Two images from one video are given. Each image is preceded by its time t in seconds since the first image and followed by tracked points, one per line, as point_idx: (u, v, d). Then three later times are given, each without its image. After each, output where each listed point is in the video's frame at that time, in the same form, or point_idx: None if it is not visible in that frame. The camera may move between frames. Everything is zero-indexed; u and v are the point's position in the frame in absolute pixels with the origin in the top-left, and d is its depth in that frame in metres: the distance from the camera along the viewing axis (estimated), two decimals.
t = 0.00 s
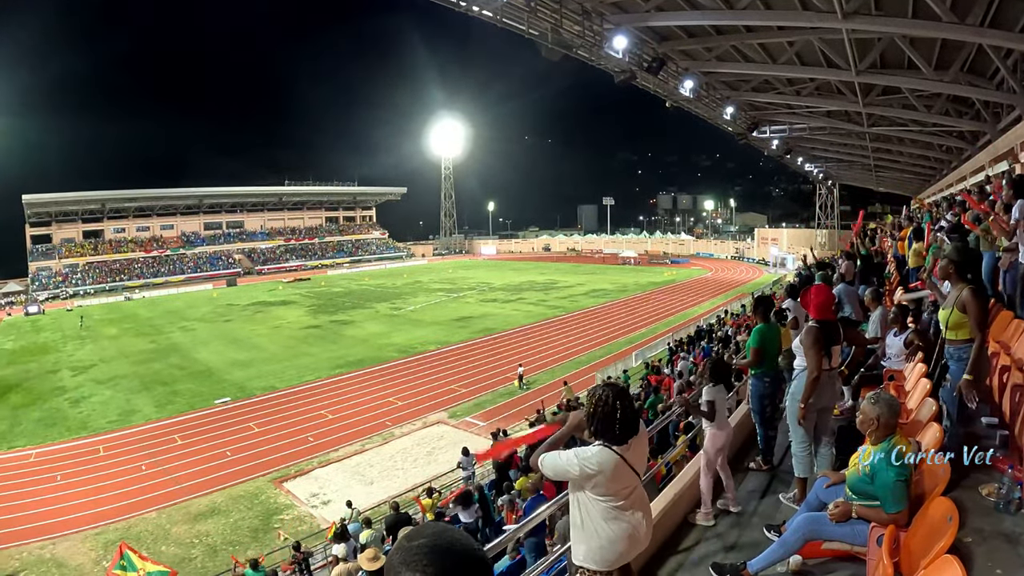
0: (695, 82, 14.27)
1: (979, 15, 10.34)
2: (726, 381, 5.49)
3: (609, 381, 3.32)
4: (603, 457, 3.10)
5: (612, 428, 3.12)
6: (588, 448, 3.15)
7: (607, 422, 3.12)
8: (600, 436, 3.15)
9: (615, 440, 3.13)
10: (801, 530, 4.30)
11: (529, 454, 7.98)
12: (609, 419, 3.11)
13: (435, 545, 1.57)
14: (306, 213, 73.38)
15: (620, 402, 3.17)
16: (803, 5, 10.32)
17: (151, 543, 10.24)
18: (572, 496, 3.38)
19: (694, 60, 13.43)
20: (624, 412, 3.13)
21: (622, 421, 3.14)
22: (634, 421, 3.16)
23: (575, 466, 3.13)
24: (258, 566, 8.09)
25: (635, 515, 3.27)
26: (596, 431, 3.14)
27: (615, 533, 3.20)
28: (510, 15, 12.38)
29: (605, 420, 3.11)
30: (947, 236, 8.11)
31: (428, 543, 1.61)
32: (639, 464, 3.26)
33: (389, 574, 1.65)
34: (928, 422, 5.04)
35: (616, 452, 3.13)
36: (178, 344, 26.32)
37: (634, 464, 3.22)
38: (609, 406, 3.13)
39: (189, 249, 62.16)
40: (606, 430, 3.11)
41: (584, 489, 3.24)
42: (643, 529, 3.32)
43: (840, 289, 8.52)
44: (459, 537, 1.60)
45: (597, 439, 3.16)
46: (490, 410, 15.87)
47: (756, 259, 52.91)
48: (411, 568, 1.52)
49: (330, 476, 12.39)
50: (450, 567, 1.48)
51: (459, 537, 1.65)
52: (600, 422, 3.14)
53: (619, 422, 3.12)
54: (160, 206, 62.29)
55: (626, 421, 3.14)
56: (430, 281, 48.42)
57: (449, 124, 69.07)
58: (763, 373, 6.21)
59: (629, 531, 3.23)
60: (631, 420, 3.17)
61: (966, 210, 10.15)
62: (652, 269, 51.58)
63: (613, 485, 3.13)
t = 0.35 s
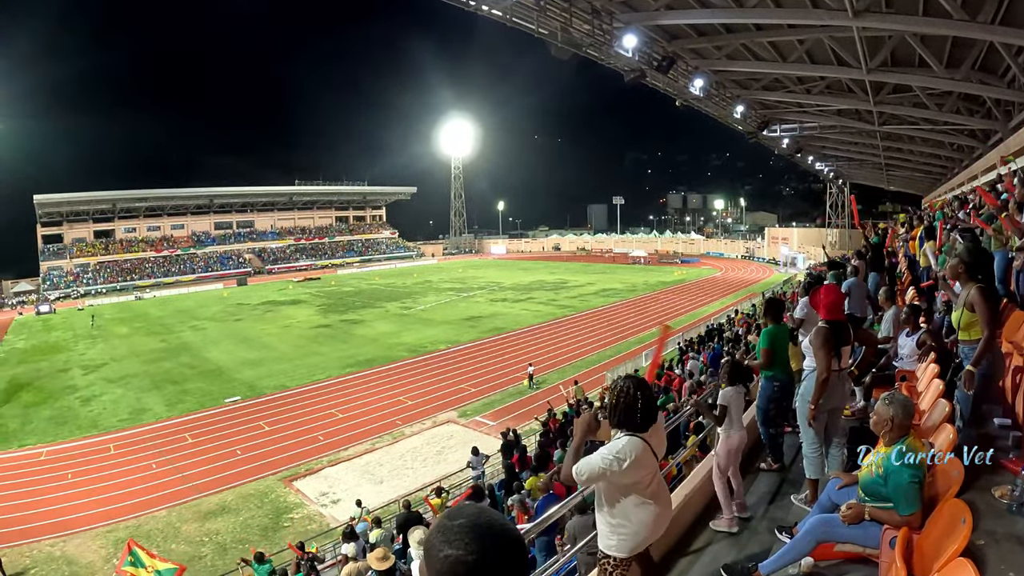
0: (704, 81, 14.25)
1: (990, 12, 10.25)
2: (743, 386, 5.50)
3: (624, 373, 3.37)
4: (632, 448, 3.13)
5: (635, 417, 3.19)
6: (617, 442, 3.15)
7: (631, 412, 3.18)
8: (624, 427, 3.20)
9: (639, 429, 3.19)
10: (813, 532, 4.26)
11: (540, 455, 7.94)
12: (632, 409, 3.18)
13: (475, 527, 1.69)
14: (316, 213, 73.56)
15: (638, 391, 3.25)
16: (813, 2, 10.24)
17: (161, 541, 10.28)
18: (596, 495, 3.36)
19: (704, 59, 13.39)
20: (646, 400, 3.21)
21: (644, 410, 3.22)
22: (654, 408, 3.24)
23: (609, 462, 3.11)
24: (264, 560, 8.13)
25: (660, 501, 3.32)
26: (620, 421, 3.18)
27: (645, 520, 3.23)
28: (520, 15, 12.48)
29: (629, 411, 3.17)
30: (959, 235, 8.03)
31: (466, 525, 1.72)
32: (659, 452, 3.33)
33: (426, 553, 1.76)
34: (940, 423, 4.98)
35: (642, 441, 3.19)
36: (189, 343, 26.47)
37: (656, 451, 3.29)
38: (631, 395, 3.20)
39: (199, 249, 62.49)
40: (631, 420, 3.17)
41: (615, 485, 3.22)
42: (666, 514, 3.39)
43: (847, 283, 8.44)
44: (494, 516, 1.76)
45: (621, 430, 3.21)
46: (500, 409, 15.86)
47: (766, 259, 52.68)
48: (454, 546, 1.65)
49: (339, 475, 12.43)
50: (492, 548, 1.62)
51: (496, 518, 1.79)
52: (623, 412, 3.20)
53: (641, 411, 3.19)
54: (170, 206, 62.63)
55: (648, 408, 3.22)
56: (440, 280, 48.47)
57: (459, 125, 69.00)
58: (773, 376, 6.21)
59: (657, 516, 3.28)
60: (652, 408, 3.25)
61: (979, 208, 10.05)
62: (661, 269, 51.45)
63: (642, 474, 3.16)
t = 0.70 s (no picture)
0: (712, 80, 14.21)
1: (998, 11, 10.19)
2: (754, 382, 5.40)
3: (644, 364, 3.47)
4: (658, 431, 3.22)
5: (659, 403, 3.28)
6: (643, 427, 3.23)
7: (655, 398, 3.27)
8: (648, 413, 3.28)
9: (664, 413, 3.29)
10: (820, 533, 4.30)
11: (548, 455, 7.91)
12: (657, 395, 3.27)
13: (486, 515, 1.73)
14: (323, 212, 73.74)
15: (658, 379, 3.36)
16: (821, 1, 10.17)
17: (169, 540, 10.32)
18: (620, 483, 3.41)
19: (712, 58, 13.33)
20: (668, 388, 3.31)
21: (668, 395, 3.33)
22: (675, 393, 3.36)
23: (639, 447, 3.20)
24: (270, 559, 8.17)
25: (682, 486, 3.40)
26: (646, 408, 3.26)
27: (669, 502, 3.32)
28: (527, 14, 12.49)
29: (655, 397, 3.26)
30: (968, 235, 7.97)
31: (478, 511, 1.76)
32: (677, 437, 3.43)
33: (442, 541, 1.78)
34: (949, 425, 4.93)
35: (667, 425, 3.28)
36: (196, 343, 26.55)
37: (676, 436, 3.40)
38: (655, 383, 3.29)
39: (207, 248, 62.71)
40: (657, 405, 3.24)
41: (645, 473, 3.28)
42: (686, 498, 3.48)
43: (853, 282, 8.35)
44: (502, 502, 1.80)
45: (646, 415, 3.29)
46: (507, 409, 15.85)
47: (774, 258, 52.51)
48: (467, 532, 1.68)
49: (347, 474, 12.44)
50: (503, 534, 1.68)
51: (508, 510, 1.82)
52: (648, 400, 3.28)
53: (664, 397, 3.30)
54: (178, 206, 62.88)
55: (669, 395, 3.34)
56: (447, 279, 48.48)
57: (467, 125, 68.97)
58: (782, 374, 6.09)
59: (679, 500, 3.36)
60: (672, 393, 3.36)
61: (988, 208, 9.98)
62: (668, 269, 51.36)
63: (667, 457, 3.26)
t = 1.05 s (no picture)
0: (721, 79, 14.14)
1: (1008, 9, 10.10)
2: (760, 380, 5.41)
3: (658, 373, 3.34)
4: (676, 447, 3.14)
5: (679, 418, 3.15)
6: (661, 443, 3.14)
7: (677, 413, 3.13)
8: (666, 427, 3.16)
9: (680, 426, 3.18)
10: (828, 534, 4.28)
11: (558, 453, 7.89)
12: (679, 410, 3.12)
13: (460, 513, 1.78)
14: (332, 212, 73.92)
15: (673, 389, 3.23)
16: (829, 0, 10.14)
17: (177, 538, 10.37)
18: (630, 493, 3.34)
19: (721, 57, 13.26)
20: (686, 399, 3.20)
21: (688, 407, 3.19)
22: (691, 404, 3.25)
23: (657, 463, 3.15)
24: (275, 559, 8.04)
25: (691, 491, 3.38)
26: (667, 424, 3.13)
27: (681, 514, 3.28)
28: (535, 14, 12.56)
29: (678, 413, 3.11)
30: (980, 234, 7.91)
31: (454, 511, 1.79)
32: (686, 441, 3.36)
33: (417, 544, 1.80)
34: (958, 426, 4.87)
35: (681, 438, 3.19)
36: (205, 342, 26.66)
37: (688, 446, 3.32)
38: (676, 396, 3.15)
39: (216, 248, 62.93)
40: (679, 421, 3.11)
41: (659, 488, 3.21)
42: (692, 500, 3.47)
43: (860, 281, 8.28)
44: (476, 504, 1.82)
45: (662, 430, 3.18)
46: (516, 408, 15.84)
47: (783, 258, 52.33)
48: (440, 530, 1.75)
49: (355, 473, 12.46)
50: (479, 530, 1.73)
51: (481, 509, 1.85)
52: (668, 415, 3.13)
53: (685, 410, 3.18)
54: (187, 205, 63.17)
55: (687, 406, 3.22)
56: (456, 279, 48.50)
57: (476, 125, 69.00)
58: (789, 352, 6.20)
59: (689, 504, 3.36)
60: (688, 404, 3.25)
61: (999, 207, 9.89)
62: (676, 268, 51.32)
63: (683, 469, 3.20)
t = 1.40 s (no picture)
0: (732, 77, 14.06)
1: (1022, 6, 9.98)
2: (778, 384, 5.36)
3: (665, 386, 3.34)
4: (671, 462, 3.08)
5: (675, 430, 3.15)
6: (654, 455, 3.10)
7: (672, 423, 3.15)
8: (662, 440, 3.16)
9: (678, 442, 3.14)
10: (841, 533, 4.22)
11: (569, 452, 7.87)
12: (674, 420, 3.15)
13: (438, 562, 1.74)
14: (343, 210, 74.09)
15: (676, 405, 3.24)
16: None
17: (188, 534, 10.44)
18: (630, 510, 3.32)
19: (732, 55, 13.16)
20: (687, 415, 3.19)
21: (684, 422, 3.16)
22: (693, 421, 3.23)
23: (646, 476, 3.05)
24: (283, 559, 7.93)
25: (695, 515, 3.25)
26: (660, 436, 3.14)
27: (679, 535, 3.16)
28: (547, 13, 12.78)
29: (672, 422, 3.13)
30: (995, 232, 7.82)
31: (429, 559, 1.77)
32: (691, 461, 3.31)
33: None
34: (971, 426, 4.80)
35: (679, 455, 3.12)
36: (218, 340, 26.80)
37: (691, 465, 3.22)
38: (674, 410, 3.17)
39: (228, 246, 63.20)
40: (673, 431, 3.12)
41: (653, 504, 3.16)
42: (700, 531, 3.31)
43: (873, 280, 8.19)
44: (449, 549, 1.79)
45: (660, 444, 3.15)
46: (527, 407, 15.84)
47: (795, 257, 52.08)
48: None
49: (366, 471, 12.49)
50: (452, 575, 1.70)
51: (455, 554, 1.83)
52: (664, 424, 3.16)
53: (683, 422, 3.17)
54: (199, 204, 63.49)
55: (689, 421, 3.20)
56: (467, 278, 48.53)
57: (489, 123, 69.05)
58: (800, 371, 6.03)
59: (691, 531, 3.22)
60: (690, 422, 3.23)
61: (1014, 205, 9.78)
62: (688, 267, 51.17)
63: (679, 487, 3.12)
